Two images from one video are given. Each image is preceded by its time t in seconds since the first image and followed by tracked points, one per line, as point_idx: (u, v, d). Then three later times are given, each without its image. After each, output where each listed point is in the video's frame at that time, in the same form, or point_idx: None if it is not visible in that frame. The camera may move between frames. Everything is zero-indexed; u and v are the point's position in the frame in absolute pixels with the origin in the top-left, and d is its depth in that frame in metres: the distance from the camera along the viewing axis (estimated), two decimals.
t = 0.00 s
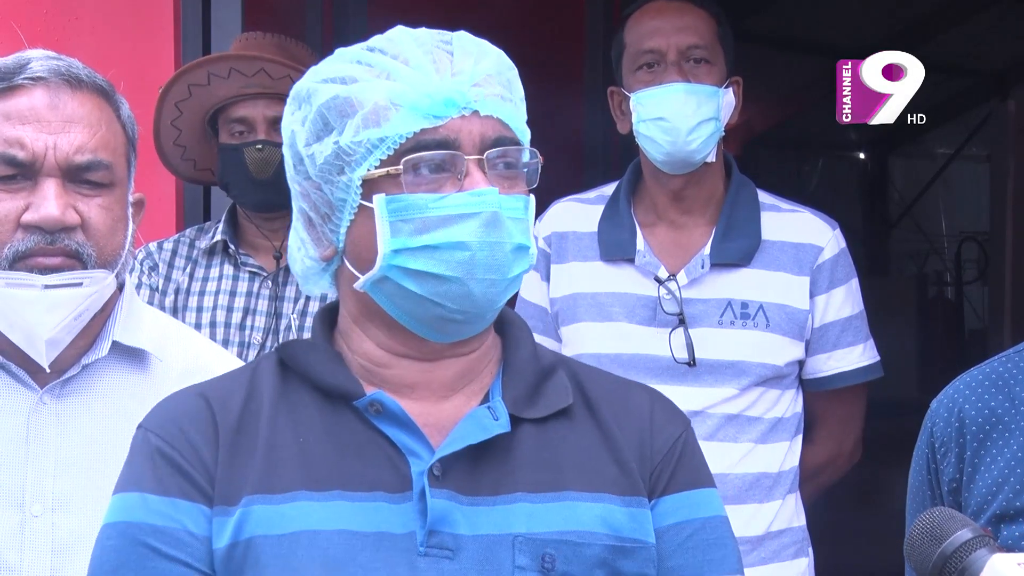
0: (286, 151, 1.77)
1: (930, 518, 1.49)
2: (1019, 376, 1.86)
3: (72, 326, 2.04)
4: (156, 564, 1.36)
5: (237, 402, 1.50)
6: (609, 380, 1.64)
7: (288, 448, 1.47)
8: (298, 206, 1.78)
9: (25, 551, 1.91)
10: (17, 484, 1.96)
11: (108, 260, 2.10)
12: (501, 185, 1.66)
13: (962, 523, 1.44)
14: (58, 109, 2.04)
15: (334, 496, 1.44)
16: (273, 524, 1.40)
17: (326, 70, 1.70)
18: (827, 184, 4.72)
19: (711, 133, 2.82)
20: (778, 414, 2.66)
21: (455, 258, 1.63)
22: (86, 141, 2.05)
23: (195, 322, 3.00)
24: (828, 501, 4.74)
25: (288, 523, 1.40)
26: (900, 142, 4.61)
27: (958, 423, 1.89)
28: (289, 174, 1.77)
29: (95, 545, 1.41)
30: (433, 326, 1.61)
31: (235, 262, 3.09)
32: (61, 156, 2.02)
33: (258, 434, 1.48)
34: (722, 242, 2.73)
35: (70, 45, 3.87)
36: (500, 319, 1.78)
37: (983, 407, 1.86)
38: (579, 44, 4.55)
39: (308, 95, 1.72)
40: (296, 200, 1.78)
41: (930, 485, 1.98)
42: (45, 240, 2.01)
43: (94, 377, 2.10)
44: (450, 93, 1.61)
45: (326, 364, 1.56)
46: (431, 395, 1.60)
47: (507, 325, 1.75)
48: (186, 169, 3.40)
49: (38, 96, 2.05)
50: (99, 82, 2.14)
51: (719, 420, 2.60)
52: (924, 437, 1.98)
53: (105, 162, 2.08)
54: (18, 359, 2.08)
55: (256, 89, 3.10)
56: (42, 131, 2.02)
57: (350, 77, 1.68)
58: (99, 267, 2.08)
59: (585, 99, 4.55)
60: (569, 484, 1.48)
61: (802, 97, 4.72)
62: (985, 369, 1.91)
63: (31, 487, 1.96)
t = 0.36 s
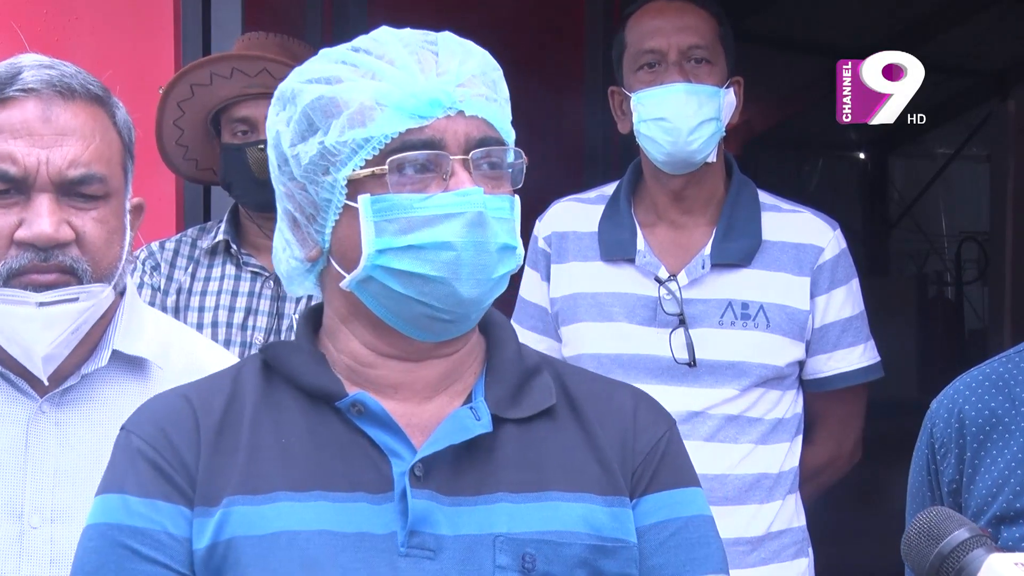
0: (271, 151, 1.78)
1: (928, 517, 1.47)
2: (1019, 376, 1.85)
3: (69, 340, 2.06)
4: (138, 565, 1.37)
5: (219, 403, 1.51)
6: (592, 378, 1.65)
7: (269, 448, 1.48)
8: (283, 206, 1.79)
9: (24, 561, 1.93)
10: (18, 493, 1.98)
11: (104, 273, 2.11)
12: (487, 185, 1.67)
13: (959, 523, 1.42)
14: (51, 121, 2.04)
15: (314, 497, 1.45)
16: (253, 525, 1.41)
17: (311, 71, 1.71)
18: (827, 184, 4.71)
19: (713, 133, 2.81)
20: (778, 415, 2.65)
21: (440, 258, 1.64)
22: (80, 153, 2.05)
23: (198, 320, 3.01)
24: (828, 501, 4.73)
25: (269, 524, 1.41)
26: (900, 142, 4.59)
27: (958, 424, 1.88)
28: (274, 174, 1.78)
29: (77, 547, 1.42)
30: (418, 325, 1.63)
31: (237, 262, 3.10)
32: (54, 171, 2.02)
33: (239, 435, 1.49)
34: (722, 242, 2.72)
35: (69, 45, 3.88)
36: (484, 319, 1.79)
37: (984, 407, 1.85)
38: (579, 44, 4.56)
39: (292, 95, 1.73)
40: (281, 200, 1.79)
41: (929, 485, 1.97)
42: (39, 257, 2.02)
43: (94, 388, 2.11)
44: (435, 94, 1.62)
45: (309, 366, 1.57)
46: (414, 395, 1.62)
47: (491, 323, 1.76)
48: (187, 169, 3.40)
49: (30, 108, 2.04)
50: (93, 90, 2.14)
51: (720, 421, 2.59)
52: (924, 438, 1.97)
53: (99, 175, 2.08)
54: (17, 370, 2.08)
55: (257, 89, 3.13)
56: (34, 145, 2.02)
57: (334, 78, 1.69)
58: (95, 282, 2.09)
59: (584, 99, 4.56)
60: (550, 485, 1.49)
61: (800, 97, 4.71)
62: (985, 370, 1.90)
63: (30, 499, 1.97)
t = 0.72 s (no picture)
0: (262, 152, 1.79)
1: (932, 514, 1.40)
2: (1016, 378, 1.84)
3: (60, 339, 2.07)
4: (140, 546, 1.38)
5: (212, 400, 1.52)
6: (582, 378, 1.66)
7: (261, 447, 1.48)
8: (274, 207, 1.81)
9: (18, 560, 1.94)
10: (12, 495, 1.98)
11: (93, 271, 2.12)
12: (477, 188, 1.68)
13: (963, 520, 1.35)
14: (35, 119, 2.04)
15: (306, 498, 1.45)
16: (247, 523, 1.42)
17: (303, 71, 1.71)
18: (828, 184, 4.70)
19: (714, 133, 2.81)
20: (779, 416, 2.65)
21: (430, 260, 1.65)
22: (65, 151, 2.06)
23: (198, 321, 3.02)
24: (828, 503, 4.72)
25: (261, 523, 1.42)
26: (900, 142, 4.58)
27: (955, 427, 1.87)
28: (265, 174, 1.79)
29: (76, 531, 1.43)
30: (408, 327, 1.63)
31: (239, 262, 3.11)
32: (39, 169, 2.02)
33: (231, 432, 1.49)
34: (723, 243, 2.72)
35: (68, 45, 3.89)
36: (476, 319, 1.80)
37: (981, 409, 1.85)
38: (579, 44, 4.57)
39: (285, 95, 1.74)
40: (273, 200, 1.80)
41: (926, 489, 1.96)
42: (26, 256, 2.02)
43: (87, 386, 2.13)
44: (427, 97, 1.63)
45: (301, 367, 1.57)
46: (405, 396, 1.62)
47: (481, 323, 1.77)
48: (190, 169, 3.40)
49: (14, 106, 2.05)
50: (79, 86, 2.14)
51: (721, 421, 2.59)
52: (920, 442, 1.96)
53: (85, 172, 2.08)
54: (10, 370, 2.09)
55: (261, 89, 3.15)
56: (18, 143, 2.02)
57: (326, 79, 1.70)
58: (83, 280, 2.10)
59: (585, 99, 4.57)
60: (539, 485, 1.51)
61: (799, 99, 4.69)
62: (982, 372, 1.89)
63: (24, 498, 1.98)
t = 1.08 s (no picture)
0: (254, 153, 1.79)
1: (933, 514, 1.39)
2: (1015, 381, 1.84)
3: (58, 331, 2.07)
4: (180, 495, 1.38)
5: (211, 398, 1.51)
6: (573, 377, 1.68)
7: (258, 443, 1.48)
8: (265, 208, 1.81)
9: (18, 553, 1.94)
10: (12, 490, 1.98)
11: (90, 263, 2.13)
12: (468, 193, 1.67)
13: (964, 519, 1.35)
14: (29, 112, 2.05)
15: (317, 490, 1.45)
16: (267, 512, 1.41)
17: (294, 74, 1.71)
18: (828, 184, 4.70)
19: (714, 133, 2.81)
20: (779, 416, 2.64)
21: (422, 267, 1.68)
22: (60, 143, 2.07)
23: (199, 320, 3.02)
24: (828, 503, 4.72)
25: (276, 512, 1.42)
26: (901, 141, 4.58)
27: (954, 429, 1.86)
28: (256, 176, 1.80)
29: (99, 517, 1.40)
30: (399, 332, 1.65)
31: (240, 261, 3.10)
32: (33, 161, 2.03)
33: (235, 426, 1.49)
34: (723, 243, 2.72)
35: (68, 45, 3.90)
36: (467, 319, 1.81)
37: (979, 411, 1.84)
38: (579, 44, 4.57)
39: (276, 96, 1.74)
40: (263, 200, 1.80)
41: (924, 492, 1.93)
42: (22, 248, 2.03)
43: (86, 380, 2.13)
44: (419, 103, 1.63)
45: (298, 365, 1.57)
46: (400, 395, 1.63)
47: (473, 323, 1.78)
48: (190, 169, 3.40)
49: (8, 100, 2.05)
50: (72, 80, 2.15)
51: (720, 421, 2.59)
52: (917, 444, 1.94)
53: (80, 164, 2.09)
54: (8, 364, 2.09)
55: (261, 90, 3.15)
56: (13, 136, 2.03)
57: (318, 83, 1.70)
58: (81, 272, 2.10)
59: (585, 98, 4.57)
60: (535, 482, 1.51)
61: (802, 97, 4.71)
62: (981, 374, 1.89)
63: (23, 492, 1.98)
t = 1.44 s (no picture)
0: (252, 153, 1.79)
1: (933, 511, 1.38)
2: (1012, 381, 1.83)
3: (63, 326, 2.06)
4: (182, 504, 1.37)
5: (213, 400, 1.50)
6: (576, 377, 1.68)
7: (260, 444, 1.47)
8: (265, 208, 1.81)
9: (21, 547, 1.92)
10: (14, 484, 1.97)
11: (95, 258, 2.12)
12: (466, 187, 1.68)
13: (963, 516, 1.34)
14: (33, 107, 2.06)
15: (321, 492, 1.44)
16: (272, 517, 1.41)
17: (289, 73, 1.71)
18: (828, 184, 4.73)
19: (714, 133, 2.81)
20: (779, 416, 2.64)
21: (421, 260, 1.66)
22: (64, 137, 2.07)
23: (197, 319, 3.01)
24: (827, 502, 4.73)
25: (281, 516, 1.41)
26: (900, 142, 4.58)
27: (951, 429, 1.86)
28: (255, 176, 1.80)
29: (101, 522, 1.38)
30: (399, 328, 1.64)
31: (238, 261, 3.09)
32: (38, 155, 2.03)
33: (238, 427, 1.48)
34: (723, 243, 2.71)
35: (68, 45, 3.89)
36: (467, 317, 1.80)
37: (977, 411, 1.83)
38: (579, 44, 4.57)
39: (273, 96, 1.73)
40: (263, 201, 1.80)
41: (921, 491, 1.94)
42: (28, 240, 2.02)
43: (90, 376, 2.13)
44: (415, 98, 1.63)
45: (301, 365, 1.57)
46: (403, 396, 1.62)
47: (474, 322, 1.78)
48: (188, 169, 3.39)
49: (12, 95, 2.06)
50: (76, 77, 2.15)
51: (720, 422, 2.59)
52: (914, 443, 1.95)
53: (84, 158, 2.09)
54: (9, 358, 2.09)
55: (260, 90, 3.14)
56: (17, 130, 2.03)
57: (313, 81, 1.70)
58: (85, 266, 2.10)
59: (585, 98, 4.58)
60: (541, 484, 1.50)
61: (803, 97, 4.73)
62: (977, 373, 1.88)
63: (26, 486, 1.98)
